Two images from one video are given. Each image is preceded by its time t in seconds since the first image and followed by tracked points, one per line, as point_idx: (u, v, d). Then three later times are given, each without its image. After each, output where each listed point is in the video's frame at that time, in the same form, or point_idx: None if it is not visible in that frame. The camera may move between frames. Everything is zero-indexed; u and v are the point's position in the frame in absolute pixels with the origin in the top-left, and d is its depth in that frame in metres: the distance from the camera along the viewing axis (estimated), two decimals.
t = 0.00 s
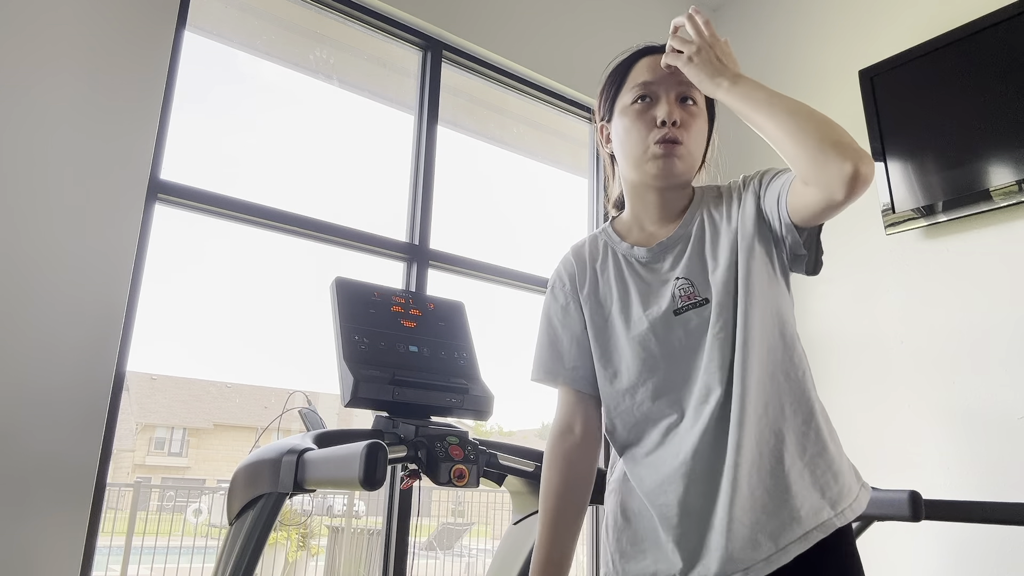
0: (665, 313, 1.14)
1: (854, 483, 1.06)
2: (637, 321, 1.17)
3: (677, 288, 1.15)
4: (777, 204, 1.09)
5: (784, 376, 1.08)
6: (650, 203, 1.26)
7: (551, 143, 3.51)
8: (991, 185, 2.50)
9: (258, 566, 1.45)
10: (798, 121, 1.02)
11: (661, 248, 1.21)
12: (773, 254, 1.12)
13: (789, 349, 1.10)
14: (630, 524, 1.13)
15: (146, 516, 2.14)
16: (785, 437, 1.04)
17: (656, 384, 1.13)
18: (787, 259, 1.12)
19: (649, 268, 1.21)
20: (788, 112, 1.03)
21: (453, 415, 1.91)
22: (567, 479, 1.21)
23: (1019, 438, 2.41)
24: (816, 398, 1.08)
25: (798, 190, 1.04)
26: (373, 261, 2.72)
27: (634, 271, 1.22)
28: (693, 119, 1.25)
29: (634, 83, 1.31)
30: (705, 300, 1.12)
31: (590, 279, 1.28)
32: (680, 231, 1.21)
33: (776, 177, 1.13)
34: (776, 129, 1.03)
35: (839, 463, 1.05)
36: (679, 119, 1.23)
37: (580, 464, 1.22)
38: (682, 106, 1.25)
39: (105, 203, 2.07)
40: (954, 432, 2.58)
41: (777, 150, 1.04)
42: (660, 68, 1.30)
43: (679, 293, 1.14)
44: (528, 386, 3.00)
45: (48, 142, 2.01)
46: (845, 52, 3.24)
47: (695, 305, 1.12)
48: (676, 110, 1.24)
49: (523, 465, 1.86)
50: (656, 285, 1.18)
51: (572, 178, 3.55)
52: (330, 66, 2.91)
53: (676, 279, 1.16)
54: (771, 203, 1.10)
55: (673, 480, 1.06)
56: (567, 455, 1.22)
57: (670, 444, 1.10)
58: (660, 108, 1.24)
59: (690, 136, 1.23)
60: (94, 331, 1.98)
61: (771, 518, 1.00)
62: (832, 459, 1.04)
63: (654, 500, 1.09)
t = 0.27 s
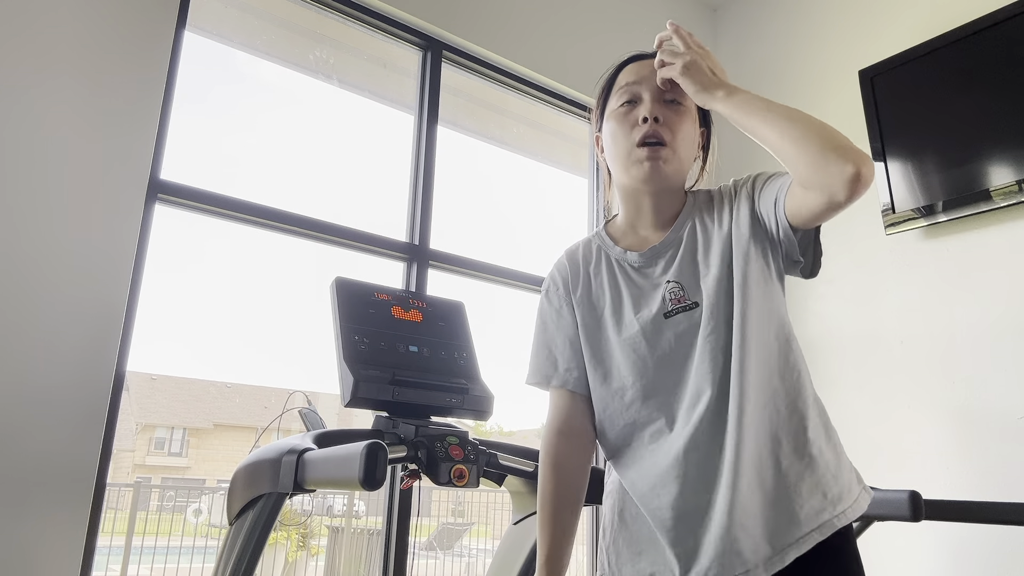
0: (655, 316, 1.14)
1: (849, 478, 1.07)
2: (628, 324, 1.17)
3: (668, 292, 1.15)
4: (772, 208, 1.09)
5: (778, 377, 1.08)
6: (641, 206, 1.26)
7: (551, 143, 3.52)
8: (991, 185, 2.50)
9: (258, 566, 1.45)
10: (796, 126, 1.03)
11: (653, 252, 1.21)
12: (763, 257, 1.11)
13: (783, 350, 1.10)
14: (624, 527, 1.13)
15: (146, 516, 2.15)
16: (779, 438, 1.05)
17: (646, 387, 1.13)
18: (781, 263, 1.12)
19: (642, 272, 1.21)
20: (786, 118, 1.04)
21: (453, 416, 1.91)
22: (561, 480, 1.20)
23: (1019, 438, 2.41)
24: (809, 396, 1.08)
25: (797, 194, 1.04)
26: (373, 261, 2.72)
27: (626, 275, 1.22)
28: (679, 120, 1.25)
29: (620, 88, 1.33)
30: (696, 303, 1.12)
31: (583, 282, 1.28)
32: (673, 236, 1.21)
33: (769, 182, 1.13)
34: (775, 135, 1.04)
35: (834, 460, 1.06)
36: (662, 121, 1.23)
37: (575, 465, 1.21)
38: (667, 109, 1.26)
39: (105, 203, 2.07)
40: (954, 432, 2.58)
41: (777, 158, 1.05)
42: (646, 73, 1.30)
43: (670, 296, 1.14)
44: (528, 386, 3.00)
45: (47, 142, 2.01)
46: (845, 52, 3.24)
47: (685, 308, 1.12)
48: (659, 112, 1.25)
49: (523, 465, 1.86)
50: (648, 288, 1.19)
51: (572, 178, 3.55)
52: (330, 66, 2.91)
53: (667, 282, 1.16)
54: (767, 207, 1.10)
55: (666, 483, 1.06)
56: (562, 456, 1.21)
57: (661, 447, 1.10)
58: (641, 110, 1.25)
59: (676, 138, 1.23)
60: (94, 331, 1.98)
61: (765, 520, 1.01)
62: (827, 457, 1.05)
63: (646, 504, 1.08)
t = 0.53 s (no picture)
0: (651, 307, 1.15)
1: (849, 472, 1.05)
2: (624, 317, 1.18)
3: (663, 283, 1.15)
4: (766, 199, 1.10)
5: (772, 367, 1.07)
6: (639, 202, 1.26)
7: (551, 143, 3.52)
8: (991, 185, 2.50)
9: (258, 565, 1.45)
10: (787, 106, 1.05)
11: (651, 245, 1.21)
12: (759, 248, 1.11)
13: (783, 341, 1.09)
14: (619, 519, 1.13)
15: (146, 516, 2.15)
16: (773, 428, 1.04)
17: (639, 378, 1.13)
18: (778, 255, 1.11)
19: (639, 265, 1.21)
20: (778, 99, 1.06)
21: (453, 415, 1.91)
22: (553, 471, 1.24)
23: (1019, 438, 2.41)
24: (807, 387, 1.07)
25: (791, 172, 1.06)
26: (373, 261, 2.72)
27: (624, 269, 1.23)
28: (677, 115, 1.25)
29: (615, 87, 1.32)
30: (690, 295, 1.12)
31: (581, 276, 1.29)
32: (671, 229, 1.21)
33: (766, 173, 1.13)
34: (766, 117, 1.06)
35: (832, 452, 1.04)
36: (659, 116, 1.24)
37: (566, 456, 1.25)
38: (664, 104, 1.26)
39: (105, 203, 2.07)
40: (954, 432, 2.58)
41: (769, 140, 1.06)
42: (642, 69, 1.30)
43: (665, 287, 1.14)
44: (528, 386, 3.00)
45: (47, 142, 2.01)
46: (845, 52, 3.24)
47: (680, 299, 1.12)
48: (657, 108, 1.25)
49: (523, 465, 1.86)
50: (644, 281, 1.19)
51: (572, 178, 3.55)
52: (330, 66, 2.91)
53: (663, 274, 1.16)
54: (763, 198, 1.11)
55: (656, 473, 1.06)
56: (554, 448, 1.25)
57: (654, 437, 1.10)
58: (638, 107, 1.25)
59: (674, 132, 1.23)
60: (95, 331, 1.98)
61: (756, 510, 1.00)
62: (825, 448, 1.03)
63: (638, 494, 1.08)
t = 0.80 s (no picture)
0: (649, 310, 1.15)
1: (848, 473, 1.05)
2: (623, 319, 1.18)
3: (663, 286, 1.15)
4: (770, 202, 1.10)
5: (772, 370, 1.06)
6: (641, 207, 1.26)
7: (551, 143, 3.52)
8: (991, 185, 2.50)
9: (258, 566, 1.45)
10: (784, 105, 1.05)
11: (651, 248, 1.21)
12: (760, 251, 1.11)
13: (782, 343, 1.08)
14: (617, 520, 1.13)
15: (146, 516, 2.15)
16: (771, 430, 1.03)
17: (638, 381, 1.14)
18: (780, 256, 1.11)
19: (639, 268, 1.21)
20: (773, 99, 1.06)
21: (454, 415, 1.91)
22: (552, 471, 1.24)
23: (1019, 438, 2.41)
24: (807, 389, 1.06)
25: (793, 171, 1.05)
26: (373, 261, 2.72)
27: (624, 271, 1.23)
28: (676, 121, 1.24)
29: (614, 92, 1.32)
30: (689, 298, 1.12)
31: (582, 278, 1.29)
32: (672, 231, 1.21)
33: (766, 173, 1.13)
34: (764, 117, 1.05)
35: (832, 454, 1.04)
36: (658, 124, 1.23)
37: (564, 457, 1.25)
38: (663, 110, 1.25)
39: (106, 204, 2.07)
40: (954, 432, 2.58)
41: (769, 140, 1.06)
42: (639, 71, 1.30)
43: (664, 290, 1.14)
44: (528, 386, 3.00)
45: (47, 142, 2.01)
46: (845, 52, 3.24)
47: (678, 303, 1.12)
48: (655, 114, 1.24)
49: (523, 465, 1.86)
50: (643, 283, 1.19)
51: (572, 178, 3.55)
52: (330, 66, 2.92)
53: (662, 276, 1.16)
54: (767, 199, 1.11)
55: (653, 475, 1.06)
56: (553, 449, 1.26)
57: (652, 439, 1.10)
58: (639, 114, 1.24)
59: (673, 139, 1.22)
60: (95, 331, 1.98)
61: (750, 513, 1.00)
62: (824, 450, 1.03)
63: (634, 495, 1.09)
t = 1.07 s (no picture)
0: (647, 313, 1.15)
1: (847, 475, 1.06)
2: (621, 323, 1.18)
3: (659, 289, 1.15)
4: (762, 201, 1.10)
5: (770, 373, 1.06)
6: (635, 208, 1.26)
7: (551, 143, 3.52)
8: (991, 185, 2.50)
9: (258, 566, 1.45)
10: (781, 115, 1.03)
11: (648, 249, 1.21)
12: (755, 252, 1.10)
13: (779, 345, 1.08)
14: (618, 521, 1.14)
15: (146, 516, 2.15)
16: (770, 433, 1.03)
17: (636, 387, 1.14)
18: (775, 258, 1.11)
19: (636, 270, 1.21)
20: (771, 107, 1.04)
21: (453, 416, 1.91)
22: (552, 473, 1.25)
23: (1019, 438, 2.41)
24: (805, 392, 1.06)
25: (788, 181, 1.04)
26: (374, 261, 2.72)
27: (622, 274, 1.23)
28: (668, 119, 1.24)
29: (607, 92, 1.32)
30: (686, 301, 1.12)
31: (579, 280, 1.29)
32: (668, 233, 1.21)
33: (762, 176, 1.13)
34: (760, 126, 1.04)
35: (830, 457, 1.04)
36: (649, 122, 1.22)
37: (566, 459, 1.26)
38: (655, 109, 1.25)
39: (106, 204, 2.07)
40: (954, 432, 2.58)
41: (764, 148, 1.05)
42: (632, 71, 1.30)
43: (661, 293, 1.14)
44: (528, 386, 3.00)
45: (47, 143, 2.01)
46: (846, 52, 3.24)
47: (676, 306, 1.12)
48: (647, 113, 1.24)
49: (523, 465, 1.86)
50: (641, 286, 1.19)
51: (572, 178, 3.55)
52: (330, 66, 2.91)
53: (659, 279, 1.16)
54: (761, 202, 1.10)
55: (652, 479, 1.07)
56: (552, 451, 1.26)
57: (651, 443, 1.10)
58: (630, 112, 1.24)
59: (664, 137, 1.22)
60: (95, 331, 1.98)
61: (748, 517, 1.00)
62: (823, 453, 1.03)
63: (633, 499, 1.09)
